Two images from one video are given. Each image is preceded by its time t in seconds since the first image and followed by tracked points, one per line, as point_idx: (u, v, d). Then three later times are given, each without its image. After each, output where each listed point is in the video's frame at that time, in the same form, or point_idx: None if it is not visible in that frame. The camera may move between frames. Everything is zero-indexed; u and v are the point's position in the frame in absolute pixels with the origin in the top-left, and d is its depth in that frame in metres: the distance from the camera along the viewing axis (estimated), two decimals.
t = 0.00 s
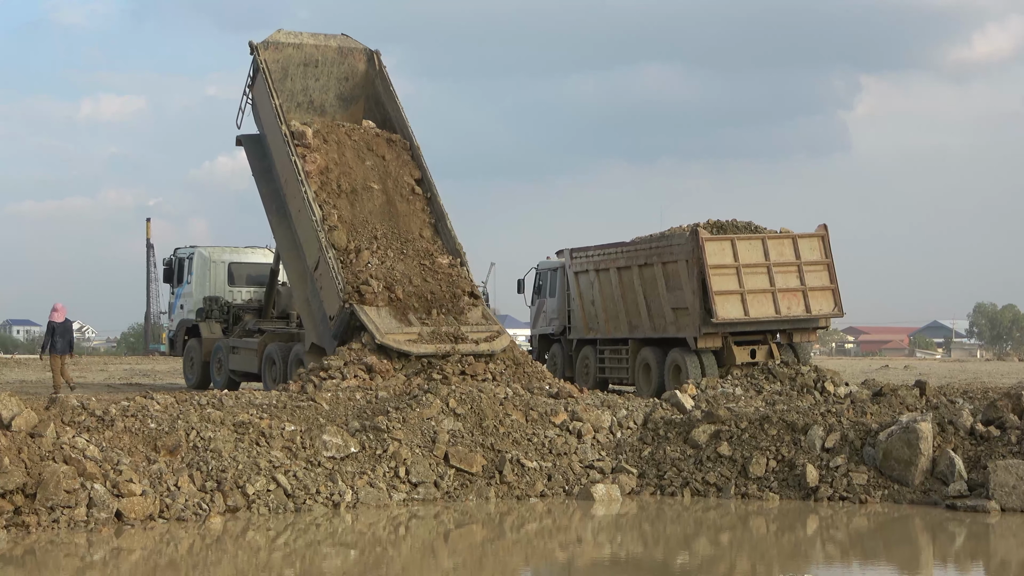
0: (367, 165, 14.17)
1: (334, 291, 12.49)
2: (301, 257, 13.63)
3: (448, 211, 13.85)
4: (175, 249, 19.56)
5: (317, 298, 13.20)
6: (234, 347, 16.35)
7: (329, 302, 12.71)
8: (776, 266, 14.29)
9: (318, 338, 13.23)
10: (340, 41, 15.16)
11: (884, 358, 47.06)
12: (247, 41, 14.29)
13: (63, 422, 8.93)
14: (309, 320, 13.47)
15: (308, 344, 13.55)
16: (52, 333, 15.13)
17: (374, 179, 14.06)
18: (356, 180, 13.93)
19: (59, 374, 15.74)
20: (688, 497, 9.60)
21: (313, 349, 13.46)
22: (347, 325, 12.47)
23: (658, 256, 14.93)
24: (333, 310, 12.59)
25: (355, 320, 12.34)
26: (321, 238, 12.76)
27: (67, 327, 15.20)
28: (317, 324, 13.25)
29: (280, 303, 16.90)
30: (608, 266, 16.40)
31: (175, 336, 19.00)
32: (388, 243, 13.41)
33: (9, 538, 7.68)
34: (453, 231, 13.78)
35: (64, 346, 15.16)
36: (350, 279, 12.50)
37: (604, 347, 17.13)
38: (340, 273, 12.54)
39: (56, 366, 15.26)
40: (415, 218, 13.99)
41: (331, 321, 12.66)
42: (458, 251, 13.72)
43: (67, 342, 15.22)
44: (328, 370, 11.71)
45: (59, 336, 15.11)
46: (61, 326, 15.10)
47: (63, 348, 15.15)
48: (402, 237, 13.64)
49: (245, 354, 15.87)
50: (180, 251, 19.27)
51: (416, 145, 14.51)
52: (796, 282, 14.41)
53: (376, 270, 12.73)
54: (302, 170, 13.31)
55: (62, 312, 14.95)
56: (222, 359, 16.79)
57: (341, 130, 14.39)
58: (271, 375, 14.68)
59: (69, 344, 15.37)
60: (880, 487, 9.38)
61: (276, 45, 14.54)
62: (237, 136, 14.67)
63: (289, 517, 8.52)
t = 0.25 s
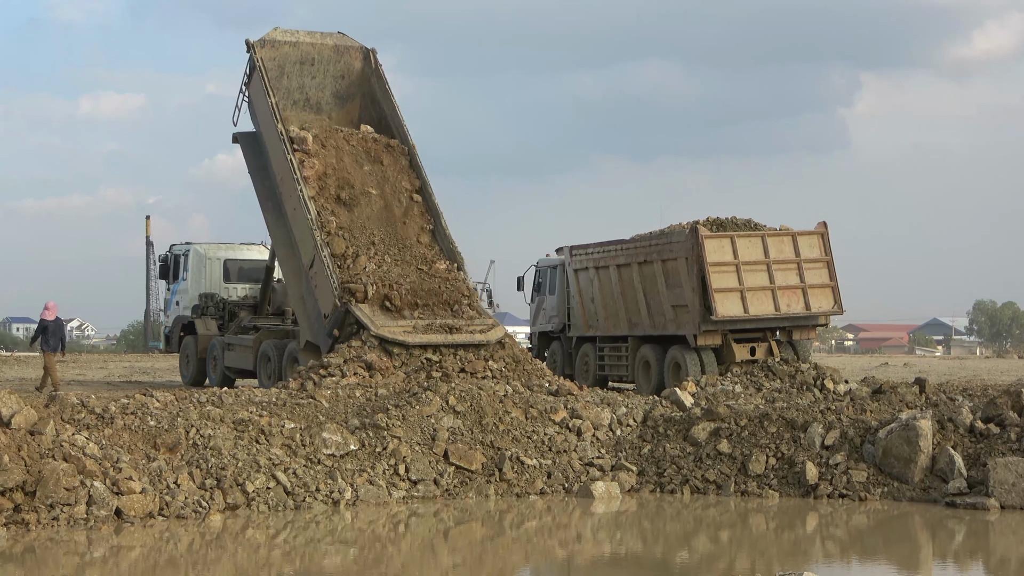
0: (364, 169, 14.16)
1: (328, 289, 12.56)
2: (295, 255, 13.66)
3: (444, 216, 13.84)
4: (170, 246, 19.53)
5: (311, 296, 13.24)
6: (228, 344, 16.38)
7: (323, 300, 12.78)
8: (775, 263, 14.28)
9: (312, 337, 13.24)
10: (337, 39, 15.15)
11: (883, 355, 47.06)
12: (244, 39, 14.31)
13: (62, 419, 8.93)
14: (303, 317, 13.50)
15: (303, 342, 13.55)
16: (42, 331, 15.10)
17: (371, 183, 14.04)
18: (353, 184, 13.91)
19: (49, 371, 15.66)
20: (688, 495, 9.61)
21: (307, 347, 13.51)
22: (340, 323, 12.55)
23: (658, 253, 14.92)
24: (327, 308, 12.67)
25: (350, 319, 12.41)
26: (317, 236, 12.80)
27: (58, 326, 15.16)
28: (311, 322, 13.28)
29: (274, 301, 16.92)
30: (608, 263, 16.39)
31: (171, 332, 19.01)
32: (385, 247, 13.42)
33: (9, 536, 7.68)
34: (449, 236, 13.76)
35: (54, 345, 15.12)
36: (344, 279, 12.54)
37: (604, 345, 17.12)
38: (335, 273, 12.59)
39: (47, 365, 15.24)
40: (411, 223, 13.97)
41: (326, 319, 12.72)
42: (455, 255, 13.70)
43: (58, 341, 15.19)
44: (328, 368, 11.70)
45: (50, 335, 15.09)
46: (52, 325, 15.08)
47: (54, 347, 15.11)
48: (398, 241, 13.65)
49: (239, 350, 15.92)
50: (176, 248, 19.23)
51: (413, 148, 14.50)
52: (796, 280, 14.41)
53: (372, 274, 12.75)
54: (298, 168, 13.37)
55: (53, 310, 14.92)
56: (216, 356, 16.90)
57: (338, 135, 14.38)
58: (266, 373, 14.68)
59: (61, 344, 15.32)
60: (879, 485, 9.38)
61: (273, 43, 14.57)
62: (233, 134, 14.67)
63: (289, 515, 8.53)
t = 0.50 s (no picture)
0: (359, 172, 14.16)
1: (323, 287, 12.59)
2: (290, 254, 13.69)
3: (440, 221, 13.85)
4: (166, 244, 19.51)
5: (306, 294, 13.26)
6: (224, 342, 16.41)
7: (317, 298, 12.81)
8: (775, 261, 14.28)
9: (307, 334, 13.28)
10: (331, 38, 15.15)
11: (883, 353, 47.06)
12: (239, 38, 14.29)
13: (62, 416, 8.92)
14: (297, 315, 13.52)
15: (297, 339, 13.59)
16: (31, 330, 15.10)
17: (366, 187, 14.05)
18: (351, 188, 13.92)
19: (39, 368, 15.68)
20: (688, 492, 9.61)
21: (301, 344, 13.56)
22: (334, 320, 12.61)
23: (658, 250, 14.91)
24: (321, 305, 12.71)
25: (344, 316, 12.46)
26: (310, 233, 12.84)
27: (46, 325, 15.15)
28: (305, 319, 13.30)
29: (271, 299, 17.02)
30: (608, 260, 16.38)
31: (166, 330, 19.00)
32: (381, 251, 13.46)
33: (9, 532, 7.68)
34: (445, 241, 13.78)
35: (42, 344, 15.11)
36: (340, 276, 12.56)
37: (604, 342, 17.13)
38: (329, 270, 12.62)
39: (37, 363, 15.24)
40: (408, 228, 13.99)
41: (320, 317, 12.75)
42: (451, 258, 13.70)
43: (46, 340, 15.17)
44: (327, 365, 11.70)
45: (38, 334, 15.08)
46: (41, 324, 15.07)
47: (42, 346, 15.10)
48: (394, 244, 13.69)
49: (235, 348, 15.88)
50: (171, 246, 19.21)
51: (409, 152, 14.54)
52: (795, 277, 14.40)
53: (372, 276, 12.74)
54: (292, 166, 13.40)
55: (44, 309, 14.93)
56: (212, 353, 16.88)
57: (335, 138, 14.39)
58: (261, 369, 14.77)
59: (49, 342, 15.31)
60: (879, 482, 9.39)
61: (268, 42, 14.55)
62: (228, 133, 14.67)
63: (289, 512, 8.53)
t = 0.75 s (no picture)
0: (354, 173, 14.19)
1: (316, 282, 12.72)
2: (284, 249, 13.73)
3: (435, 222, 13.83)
4: (162, 243, 19.46)
5: (300, 290, 13.35)
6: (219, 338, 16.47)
7: (312, 293, 12.93)
8: (775, 258, 14.27)
9: (300, 329, 13.38)
10: (326, 38, 15.11)
11: (882, 350, 47.05)
12: (233, 37, 14.29)
13: (61, 413, 8.91)
14: (292, 311, 13.61)
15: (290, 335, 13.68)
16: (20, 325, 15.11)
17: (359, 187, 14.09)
18: (348, 189, 13.94)
19: (31, 361, 15.75)
20: (687, 490, 9.61)
21: (295, 340, 13.61)
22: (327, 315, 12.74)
23: (658, 248, 14.92)
24: (314, 301, 12.84)
25: (337, 314, 12.55)
26: (304, 230, 12.95)
27: (35, 320, 15.17)
28: (299, 315, 13.39)
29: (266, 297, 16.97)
30: (608, 257, 16.38)
31: (162, 329, 18.94)
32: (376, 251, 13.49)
33: (8, 529, 7.68)
34: (441, 245, 13.76)
35: (31, 337, 15.09)
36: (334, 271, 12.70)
37: (603, 340, 17.14)
38: (322, 266, 12.76)
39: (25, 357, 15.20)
40: (405, 232, 13.97)
41: (314, 312, 12.86)
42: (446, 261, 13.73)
43: (35, 334, 15.16)
44: (327, 362, 11.69)
45: (27, 328, 15.09)
46: (30, 317, 15.10)
47: (30, 339, 15.07)
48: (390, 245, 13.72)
49: (229, 346, 16.01)
50: (167, 245, 19.17)
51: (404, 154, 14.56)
52: (795, 275, 14.40)
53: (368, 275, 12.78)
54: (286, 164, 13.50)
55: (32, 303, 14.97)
56: (206, 351, 16.98)
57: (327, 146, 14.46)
58: (256, 366, 14.83)
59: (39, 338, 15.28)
60: (878, 480, 9.38)
61: (263, 41, 14.57)
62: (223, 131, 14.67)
63: (288, 509, 8.53)
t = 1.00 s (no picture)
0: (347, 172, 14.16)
1: (309, 280, 12.76)
2: (278, 245, 13.78)
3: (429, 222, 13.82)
4: (158, 239, 19.45)
5: (293, 287, 13.40)
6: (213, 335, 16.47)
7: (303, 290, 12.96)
8: (775, 256, 14.27)
9: (293, 327, 13.44)
10: (320, 35, 14.95)
11: (882, 348, 47.04)
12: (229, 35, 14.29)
13: (61, 410, 8.91)
14: (284, 307, 13.66)
15: (283, 331, 13.74)
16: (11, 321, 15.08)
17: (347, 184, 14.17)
18: (345, 198, 13.80)
19: (26, 364, 15.85)
20: (687, 487, 9.62)
21: (288, 337, 13.69)
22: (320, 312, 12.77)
23: (657, 245, 14.92)
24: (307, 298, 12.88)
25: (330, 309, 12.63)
26: (298, 229, 13.00)
27: (25, 314, 15.11)
28: (291, 312, 13.45)
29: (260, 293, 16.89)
30: (608, 255, 16.37)
31: (158, 324, 18.96)
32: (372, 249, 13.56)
33: (8, 527, 7.68)
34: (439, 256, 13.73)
35: (21, 332, 15.04)
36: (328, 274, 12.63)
37: (603, 337, 17.13)
38: (315, 265, 12.77)
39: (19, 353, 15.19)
40: (402, 242, 13.87)
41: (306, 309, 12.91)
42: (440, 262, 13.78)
43: (26, 328, 15.10)
44: (327, 360, 11.68)
45: (17, 323, 15.05)
46: (18, 313, 15.04)
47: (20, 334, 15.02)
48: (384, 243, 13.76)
49: (223, 342, 16.02)
50: (163, 242, 19.15)
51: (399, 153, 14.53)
52: (795, 273, 14.40)
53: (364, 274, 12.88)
54: (281, 163, 13.54)
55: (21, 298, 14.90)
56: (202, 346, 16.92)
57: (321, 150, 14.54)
58: (249, 363, 14.85)
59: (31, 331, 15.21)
60: (878, 477, 9.38)
61: (258, 40, 14.52)
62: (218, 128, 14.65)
63: (288, 507, 8.53)
